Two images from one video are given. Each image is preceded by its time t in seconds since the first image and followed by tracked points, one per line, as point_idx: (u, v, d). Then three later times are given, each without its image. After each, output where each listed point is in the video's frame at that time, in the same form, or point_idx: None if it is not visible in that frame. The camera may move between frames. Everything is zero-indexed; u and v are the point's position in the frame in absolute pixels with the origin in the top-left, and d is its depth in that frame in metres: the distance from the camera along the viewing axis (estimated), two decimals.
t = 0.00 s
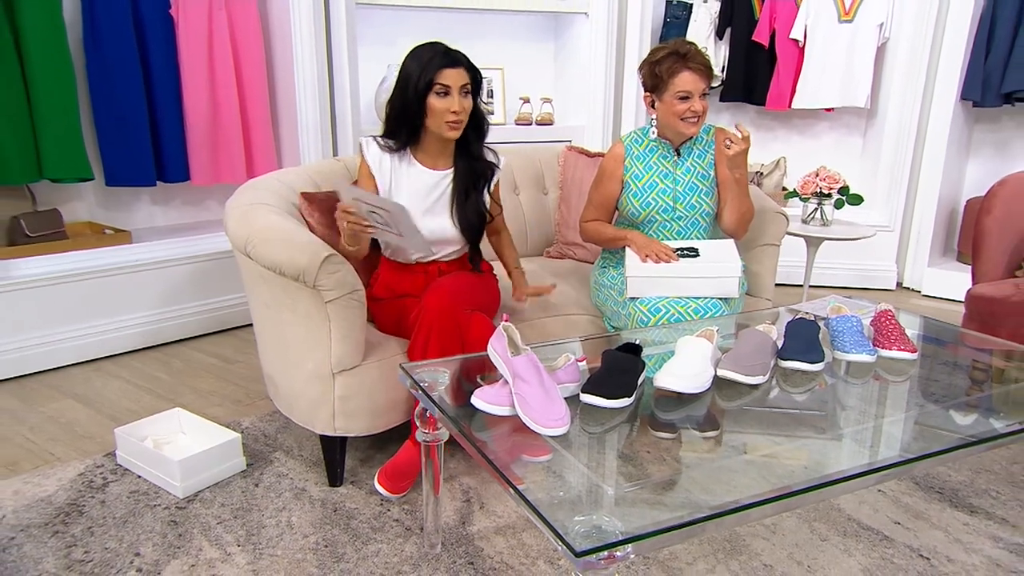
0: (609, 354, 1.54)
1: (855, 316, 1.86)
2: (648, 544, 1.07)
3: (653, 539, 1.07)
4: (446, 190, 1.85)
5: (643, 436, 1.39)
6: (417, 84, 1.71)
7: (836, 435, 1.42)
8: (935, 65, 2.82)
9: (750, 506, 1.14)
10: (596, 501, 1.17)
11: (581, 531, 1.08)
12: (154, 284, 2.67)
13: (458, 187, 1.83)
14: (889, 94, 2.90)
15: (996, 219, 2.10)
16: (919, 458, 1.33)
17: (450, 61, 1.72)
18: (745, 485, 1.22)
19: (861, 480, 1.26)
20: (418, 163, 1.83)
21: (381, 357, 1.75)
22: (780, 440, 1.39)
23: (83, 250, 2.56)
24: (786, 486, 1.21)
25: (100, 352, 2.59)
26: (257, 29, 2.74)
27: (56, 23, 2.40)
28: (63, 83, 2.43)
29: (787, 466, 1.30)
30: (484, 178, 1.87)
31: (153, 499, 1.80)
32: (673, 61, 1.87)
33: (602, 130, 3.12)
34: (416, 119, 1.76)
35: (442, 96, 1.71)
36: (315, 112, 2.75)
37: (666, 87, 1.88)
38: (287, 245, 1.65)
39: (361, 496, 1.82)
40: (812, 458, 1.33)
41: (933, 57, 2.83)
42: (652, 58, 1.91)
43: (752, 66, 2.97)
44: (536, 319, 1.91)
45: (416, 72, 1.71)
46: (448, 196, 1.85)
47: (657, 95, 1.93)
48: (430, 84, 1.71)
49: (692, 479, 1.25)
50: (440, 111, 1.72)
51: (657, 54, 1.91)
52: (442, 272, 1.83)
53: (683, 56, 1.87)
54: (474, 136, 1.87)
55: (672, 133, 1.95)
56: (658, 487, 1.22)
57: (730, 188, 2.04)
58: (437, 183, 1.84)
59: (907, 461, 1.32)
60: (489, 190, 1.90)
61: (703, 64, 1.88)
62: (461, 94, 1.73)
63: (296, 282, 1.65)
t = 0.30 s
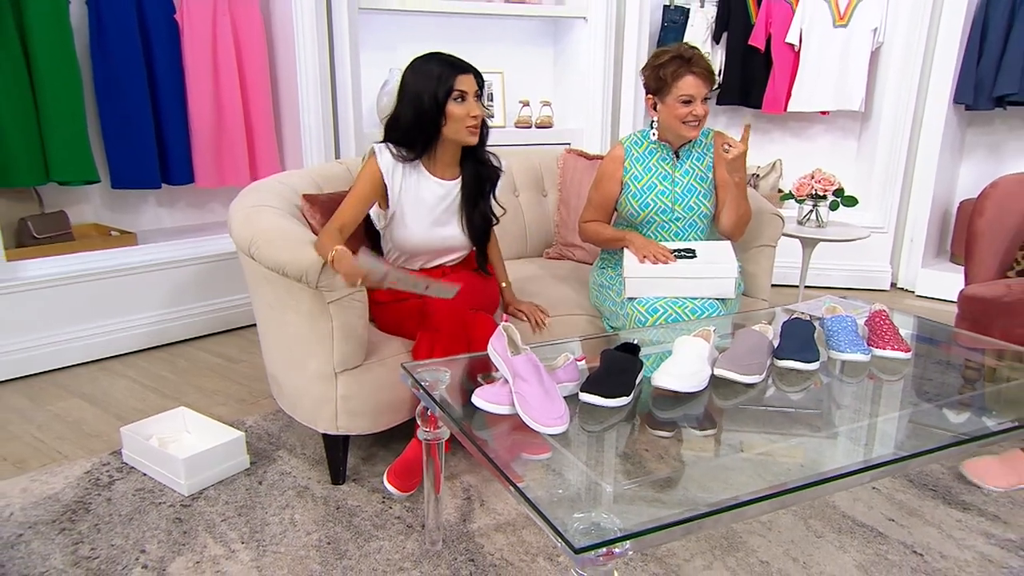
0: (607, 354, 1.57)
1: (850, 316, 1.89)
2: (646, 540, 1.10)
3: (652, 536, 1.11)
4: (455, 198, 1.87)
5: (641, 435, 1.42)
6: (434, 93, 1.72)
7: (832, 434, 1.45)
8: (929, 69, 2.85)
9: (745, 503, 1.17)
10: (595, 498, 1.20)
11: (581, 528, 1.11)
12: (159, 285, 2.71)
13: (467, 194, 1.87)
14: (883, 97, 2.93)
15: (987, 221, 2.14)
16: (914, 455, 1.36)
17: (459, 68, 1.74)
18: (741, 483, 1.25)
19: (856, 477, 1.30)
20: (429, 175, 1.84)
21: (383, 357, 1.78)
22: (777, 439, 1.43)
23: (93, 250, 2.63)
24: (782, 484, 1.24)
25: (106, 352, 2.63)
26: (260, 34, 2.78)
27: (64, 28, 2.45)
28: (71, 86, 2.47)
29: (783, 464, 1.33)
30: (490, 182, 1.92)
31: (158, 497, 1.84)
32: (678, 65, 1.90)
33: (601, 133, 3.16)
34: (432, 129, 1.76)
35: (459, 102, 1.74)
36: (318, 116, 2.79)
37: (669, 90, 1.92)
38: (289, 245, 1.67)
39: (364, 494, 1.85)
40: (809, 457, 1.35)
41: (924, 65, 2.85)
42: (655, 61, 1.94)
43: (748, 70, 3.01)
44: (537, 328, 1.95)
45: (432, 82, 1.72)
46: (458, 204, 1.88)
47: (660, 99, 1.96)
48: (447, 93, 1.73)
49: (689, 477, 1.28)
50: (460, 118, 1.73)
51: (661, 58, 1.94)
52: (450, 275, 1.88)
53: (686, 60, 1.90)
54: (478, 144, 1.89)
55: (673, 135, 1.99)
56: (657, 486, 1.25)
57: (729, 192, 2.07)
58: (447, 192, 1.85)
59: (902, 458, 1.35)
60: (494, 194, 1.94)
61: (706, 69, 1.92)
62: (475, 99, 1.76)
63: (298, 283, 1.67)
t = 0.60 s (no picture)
0: (606, 350, 1.62)
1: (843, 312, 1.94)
2: (642, 528, 1.14)
3: (649, 525, 1.15)
4: (461, 194, 1.93)
5: (636, 428, 1.47)
6: (435, 86, 1.78)
7: (826, 429, 1.49)
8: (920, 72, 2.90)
9: (735, 494, 1.22)
10: (592, 487, 1.25)
11: (580, 515, 1.15)
12: (165, 284, 2.77)
13: (472, 191, 1.93)
14: (875, 100, 2.99)
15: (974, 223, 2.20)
16: (899, 449, 1.41)
17: (462, 61, 1.79)
18: (736, 475, 1.29)
19: (843, 469, 1.34)
20: (437, 171, 1.90)
21: (385, 352, 1.84)
22: (769, 432, 1.48)
23: (100, 249, 2.70)
24: (774, 475, 1.29)
25: (113, 350, 2.69)
26: (264, 36, 2.83)
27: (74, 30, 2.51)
28: (80, 87, 2.54)
29: (778, 457, 1.37)
30: (493, 178, 1.97)
31: (166, 489, 1.89)
32: (688, 81, 1.94)
33: (599, 135, 3.22)
34: (435, 122, 1.82)
35: (459, 96, 1.78)
36: (321, 117, 2.84)
37: (674, 103, 1.98)
38: (294, 244, 1.72)
39: (367, 487, 1.91)
40: (804, 451, 1.39)
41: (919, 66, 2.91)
42: (669, 71, 1.96)
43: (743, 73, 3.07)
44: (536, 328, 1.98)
45: (432, 75, 1.78)
46: (464, 199, 1.94)
47: (662, 107, 2.02)
48: (446, 86, 1.78)
49: (684, 469, 1.32)
50: (459, 111, 1.78)
51: (674, 68, 1.96)
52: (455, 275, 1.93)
53: (698, 77, 1.94)
54: (487, 139, 1.94)
55: (668, 142, 2.07)
56: (655, 478, 1.29)
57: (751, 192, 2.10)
58: (453, 189, 1.91)
59: (887, 451, 1.40)
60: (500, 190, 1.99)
61: (715, 87, 1.96)
62: (477, 93, 1.80)
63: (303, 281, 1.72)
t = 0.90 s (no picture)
0: (606, 343, 1.71)
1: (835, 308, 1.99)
2: (641, 513, 1.20)
3: (650, 509, 1.21)
4: (465, 190, 2.02)
5: (631, 420, 1.55)
6: (442, 84, 1.85)
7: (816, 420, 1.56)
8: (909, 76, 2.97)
9: (723, 484, 1.28)
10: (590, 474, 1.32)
11: (582, 500, 1.21)
12: (176, 282, 2.86)
13: (475, 186, 2.02)
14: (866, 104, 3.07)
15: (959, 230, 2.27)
16: (893, 438, 1.45)
17: (470, 60, 1.86)
18: (728, 464, 1.36)
19: (836, 457, 1.39)
20: (444, 168, 1.99)
21: (392, 348, 1.93)
22: (761, 423, 1.54)
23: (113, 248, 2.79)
24: (766, 464, 1.34)
25: (126, 347, 2.78)
26: (273, 40, 2.92)
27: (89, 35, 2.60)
28: (95, 90, 2.63)
29: (769, 447, 1.43)
30: (495, 174, 2.06)
31: (180, 480, 1.98)
32: (695, 84, 2.01)
33: (598, 137, 3.30)
34: (441, 119, 1.90)
35: (465, 94, 1.86)
36: (328, 119, 2.94)
37: (680, 105, 2.05)
38: (304, 241, 1.79)
39: (374, 478, 2.00)
40: (796, 441, 1.46)
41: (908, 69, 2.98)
42: (674, 74, 2.03)
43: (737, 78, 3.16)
44: (541, 325, 2.07)
45: (440, 72, 1.85)
46: (468, 194, 2.03)
47: (668, 108, 2.09)
48: (453, 84, 1.85)
49: (677, 458, 1.40)
50: (464, 110, 1.86)
51: (680, 70, 2.03)
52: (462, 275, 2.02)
53: (704, 80, 2.01)
54: (491, 135, 2.03)
55: (672, 142, 2.15)
56: (650, 467, 1.36)
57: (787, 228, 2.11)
58: (459, 185, 2.01)
59: (880, 440, 1.44)
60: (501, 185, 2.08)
61: (718, 89, 2.04)
62: (483, 93, 1.88)
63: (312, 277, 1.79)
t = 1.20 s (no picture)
0: (603, 341, 1.82)
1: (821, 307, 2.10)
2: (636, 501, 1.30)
3: (644, 496, 1.31)
4: (468, 190, 2.15)
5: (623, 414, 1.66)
6: (455, 90, 1.95)
7: (802, 414, 1.65)
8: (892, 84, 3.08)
9: (718, 471, 1.39)
10: (585, 464, 1.43)
11: (581, 488, 1.30)
12: (184, 284, 2.96)
13: (479, 183, 2.15)
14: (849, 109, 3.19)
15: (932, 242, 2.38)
16: (875, 428, 1.56)
17: (477, 68, 1.98)
18: (717, 455, 1.46)
19: (820, 446, 1.51)
20: (449, 170, 2.11)
21: (396, 346, 2.04)
22: (750, 418, 1.64)
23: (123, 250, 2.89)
24: (755, 454, 1.46)
25: (135, 346, 2.88)
26: (277, 49, 3.03)
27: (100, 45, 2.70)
28: (106, 98, 2.73)
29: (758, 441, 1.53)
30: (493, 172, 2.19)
31: (192, 473, 2.08)
32: (697, 91, 2.12)
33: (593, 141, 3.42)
34: (450, 124, 2.01)
35: (476, 100, 1.98)
36: (331, 125, 3.04)
37: (682, 110, 2.15)
38: (311, 244, 1.89)
39: (379, 470, 2.10)
40: (784, 435, 1.55)
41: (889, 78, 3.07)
42: (677, 81, 2.14)
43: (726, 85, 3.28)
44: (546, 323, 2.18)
45: (452, 79, 1.95)
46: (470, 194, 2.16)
47: (671, 113, 2.19)
48: (466, 90, 1.96)
49: (668, 450, 1.50)
50: (475, 114, 1.99)
51: (683, 77, 2.14)
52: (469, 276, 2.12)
53: (707, 86, 2.12)
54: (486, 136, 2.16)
55: (674, 146, 2.25)
56: (643, 459, 1.46)
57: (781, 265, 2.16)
58: (463, 185, 2.13)
59: (863, 430, 1.55)
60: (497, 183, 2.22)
61: (719, 96, 2.15)
62: (488, 97, 2.01)
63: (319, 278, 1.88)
